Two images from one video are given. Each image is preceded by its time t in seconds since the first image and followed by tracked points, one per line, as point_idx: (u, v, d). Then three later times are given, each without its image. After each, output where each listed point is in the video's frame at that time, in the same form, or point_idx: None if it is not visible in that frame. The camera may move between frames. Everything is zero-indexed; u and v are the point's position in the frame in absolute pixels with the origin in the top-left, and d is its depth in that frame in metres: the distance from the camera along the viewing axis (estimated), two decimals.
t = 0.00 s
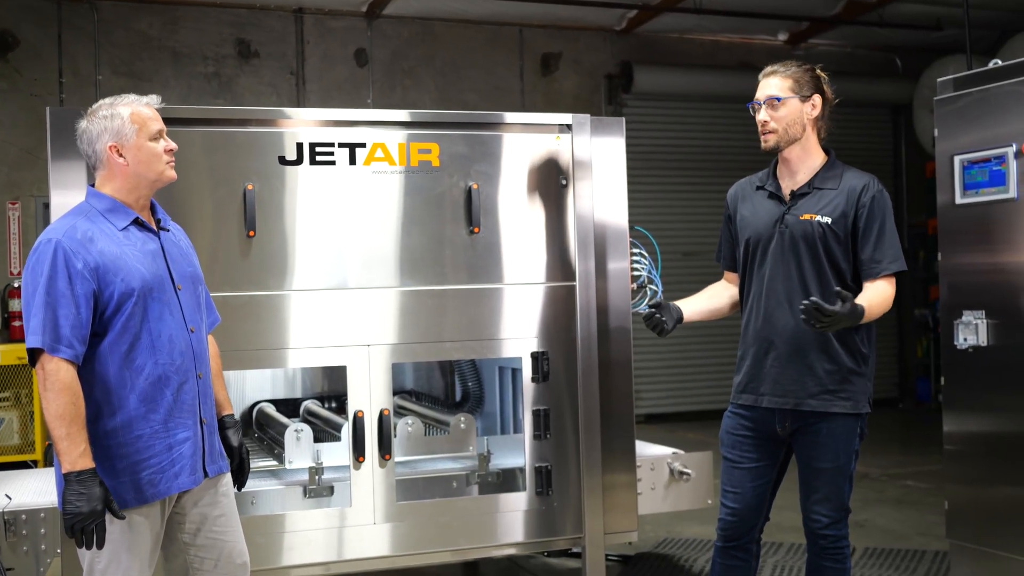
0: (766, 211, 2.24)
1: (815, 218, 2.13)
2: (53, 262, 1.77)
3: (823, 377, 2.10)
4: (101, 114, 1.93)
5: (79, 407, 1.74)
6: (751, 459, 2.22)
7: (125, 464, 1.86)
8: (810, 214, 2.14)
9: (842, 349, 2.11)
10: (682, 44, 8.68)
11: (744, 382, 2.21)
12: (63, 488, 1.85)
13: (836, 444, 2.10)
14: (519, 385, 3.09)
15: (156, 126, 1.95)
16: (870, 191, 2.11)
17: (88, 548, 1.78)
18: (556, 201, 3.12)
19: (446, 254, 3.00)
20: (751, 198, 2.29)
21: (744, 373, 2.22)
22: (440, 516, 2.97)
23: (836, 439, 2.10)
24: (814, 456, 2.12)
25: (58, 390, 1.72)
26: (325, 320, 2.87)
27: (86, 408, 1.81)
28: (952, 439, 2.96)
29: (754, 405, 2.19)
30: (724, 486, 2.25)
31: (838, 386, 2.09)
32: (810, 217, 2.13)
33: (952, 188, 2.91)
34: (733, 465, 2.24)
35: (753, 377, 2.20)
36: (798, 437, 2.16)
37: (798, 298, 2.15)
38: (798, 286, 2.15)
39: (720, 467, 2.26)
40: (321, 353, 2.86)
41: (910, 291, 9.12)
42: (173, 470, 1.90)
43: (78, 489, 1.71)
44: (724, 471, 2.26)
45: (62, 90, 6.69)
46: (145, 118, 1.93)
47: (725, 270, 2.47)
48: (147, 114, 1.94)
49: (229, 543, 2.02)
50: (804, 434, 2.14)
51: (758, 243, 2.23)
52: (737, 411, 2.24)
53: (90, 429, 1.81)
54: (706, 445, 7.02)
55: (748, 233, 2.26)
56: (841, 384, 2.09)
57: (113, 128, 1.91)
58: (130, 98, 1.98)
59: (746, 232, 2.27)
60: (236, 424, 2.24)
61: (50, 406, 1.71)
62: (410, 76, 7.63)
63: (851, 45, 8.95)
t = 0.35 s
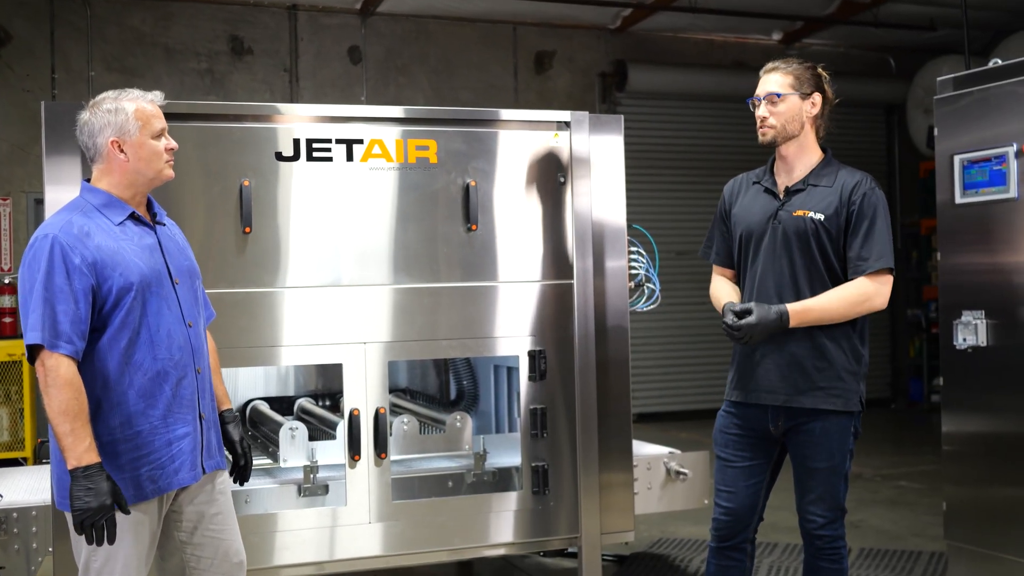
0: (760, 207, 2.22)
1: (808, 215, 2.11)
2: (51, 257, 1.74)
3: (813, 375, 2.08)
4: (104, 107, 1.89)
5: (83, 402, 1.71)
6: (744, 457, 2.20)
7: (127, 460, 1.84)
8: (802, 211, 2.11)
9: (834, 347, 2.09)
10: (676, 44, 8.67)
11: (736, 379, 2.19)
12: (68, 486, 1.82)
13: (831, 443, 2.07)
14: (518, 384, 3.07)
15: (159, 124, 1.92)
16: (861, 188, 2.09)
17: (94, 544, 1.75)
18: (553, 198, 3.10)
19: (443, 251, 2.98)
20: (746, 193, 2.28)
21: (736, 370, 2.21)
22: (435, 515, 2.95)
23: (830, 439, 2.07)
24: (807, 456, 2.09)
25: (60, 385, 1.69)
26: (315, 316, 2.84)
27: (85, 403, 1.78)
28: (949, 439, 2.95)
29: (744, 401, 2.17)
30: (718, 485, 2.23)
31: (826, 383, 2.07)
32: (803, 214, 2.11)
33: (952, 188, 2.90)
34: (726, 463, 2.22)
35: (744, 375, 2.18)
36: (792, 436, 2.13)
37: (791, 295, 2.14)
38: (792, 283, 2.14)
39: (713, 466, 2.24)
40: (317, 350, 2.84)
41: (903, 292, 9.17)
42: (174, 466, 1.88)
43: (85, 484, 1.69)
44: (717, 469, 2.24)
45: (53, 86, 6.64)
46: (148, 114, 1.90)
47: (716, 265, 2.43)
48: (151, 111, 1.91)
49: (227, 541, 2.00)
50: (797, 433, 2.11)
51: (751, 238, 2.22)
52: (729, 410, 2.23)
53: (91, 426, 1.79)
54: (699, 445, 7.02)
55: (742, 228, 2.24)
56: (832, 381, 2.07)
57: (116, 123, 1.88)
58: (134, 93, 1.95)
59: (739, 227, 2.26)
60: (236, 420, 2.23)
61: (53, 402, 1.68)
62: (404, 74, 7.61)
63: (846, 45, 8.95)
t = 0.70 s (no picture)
0: (763, 209, 2.21)
1: (812, 218, 2.10)
2: (54, 251, 1.72)
3: (820, 377, 2.07)
4: (108, 101, 1.88)
5: (83, 400, 1.70)
6: (744, 456, 2.19)
7: (126, 457, 1.82)
8: (806, 214, 2.11)
9: (839, 349, 2.08)
10: (673, 45, 8.67)
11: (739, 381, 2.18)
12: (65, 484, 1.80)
13: (834, 445, 2.06)
14: (519, 383, 3.06)
15: (163, 119, 1.90)
16: (867, 192, 2.08)
17: (91, 543, 1.74)
18: (555, 197, 3.09)
19: (445, 250, 2.97)
20: (749, 196, 2.27)
21: (739, 373, 2.20)
22: (432, 515, 2.94)
23: (834, 441, 2.07)
24: (810, 458, 2.08)
25: (60, 382, 1.67)
26: (314, 315, 2.83)
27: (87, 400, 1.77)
28: (949, 444, 2.95)
29: (747, 404, 2.16)
30: (712, 483, 2.22)
31: (837, 384, 2.06)
32: (807, 217, 2.10)
33: (954, 192, 2.90)
34: (723, 461, 2.21)
35: (749, 377, 2.17)
36: (794, 438, 2.12)
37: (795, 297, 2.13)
38: (794, 286, 2.13)
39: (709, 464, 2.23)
40: (316, 349, 2.82)
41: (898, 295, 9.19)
42: (174, 464, 1.87)
43: (82, 483, 1.67)
44: (713, 467, 2.23)
45: (49, 81, 6.60)
46: (152, 108, 1.89)
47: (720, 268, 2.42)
48: (155, 105, 1.90)
49: (226, 539, 1.98)
50: (800, 435, 2.10)
51: (753, 241, 2.21)
52: (732, 410, 2.22)
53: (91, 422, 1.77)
54: (694, 447, 7.02)
55: (744, 231, 2.24)
56: (836, 383, 2.06)
57: (120, 117, 1.86)
58: (139, 87, 1.93)
59: (741, 230, 2.25)
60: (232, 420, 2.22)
61: (52, 399, 1.67)
62: (401, 73, 7.59)
63: (842, 48, 8.94)
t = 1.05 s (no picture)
0: (768, 210, 2.20)
1: (816, 220, 2.10)
2: (56, 246, 1.71)
3: (820, 378, 2.07)
4: (112, 95, 1.86)
5: (84, 396, 1.69)
6: (747, 458, 2.19)
7: (126, 455, 1.81)
8: (811, 216, 2.11)
9: (841, 350, 2.08)
10: (666, 45, 8.67)
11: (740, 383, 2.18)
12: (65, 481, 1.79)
13: (836, 446, 2.07)
14: (517, 382, 3.06)
15: (167, 115, 1.89)
16: (873, 196, 2.08)
17: (91, 542, 1.72)
18: (554, 196, 3.08)
19: (445, 248, 2.96)
20: (753, 196, 2.26)
21: (741, 373, 2.20)
22: (430, 514, 2.93)
23: (835, 441, 2.07)
24: (812, 458, 2.08)
25: (61, 378, 1.66)
26: (313, 313, 2.82)
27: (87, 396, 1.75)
28: (946, 445, 2.95)
29: (747, 405, 2.16)
30: (719, 486, 2.21)
31: (835, 387, 2.06)
32: (811, 219, 2.10)
33: (954, 193, 2.90)
34: (729, 464, 2.20)
35: (750, 378, 2.17)
36: (795, 438, 2.12)
37: (798, 298, 2.13)
38: (798, 286, 2.13)
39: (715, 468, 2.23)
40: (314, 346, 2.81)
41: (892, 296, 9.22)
42: (175, 462, 1.86)
43: (83, 480, 1.66)
44: (719, 471, 2.23)
45: (40, 75, 6.56)
46: (157, 104, 1.88)
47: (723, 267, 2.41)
48: (159, 100, 1.89)
49: (226, 538, 1.97)
50: (802, 435, 2.10)
51: (757, 241, 2.21)
52: (734, 411, 2.21)
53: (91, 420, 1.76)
54: (687, 446, 7.03)
55: (748, 230, 2.23)
56: (838, 386, 2.06)
57: (124, 112, 1.85)
58: (143, 82, 1.92)
59: (745, 229, 2.24)
60: (232, 418, 2.21)
61: (53, 395, 1.66)
62: (395, 70, 7.57)
63: (834, 49, 8.93)
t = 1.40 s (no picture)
0: (771, 207, 2.20)
1: (820, 217, 2.09)
2: (57, 241, 1.70)
3: (824, 376, 2.07)
4: (114, 89, 1.85)
5: (84, 392, 1.67)
6: (750, 456, 2.19)
7: (128, 451, 1.79)
8: (815, 213, 2.10)
9: (845, 348, 2.08)
10: (658, 43, 8.68)
11: (743, 381, 2.18)
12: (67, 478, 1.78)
13: (839, 444, 2.06)
14: (516, 379, 3.05)
15: (169, 109, 1.88)
16: (877, 193, 2.08)
17: (92, 539, 1.71)
18: (554, 192, 3.08)
19: (445, 245, 2.95)
20: (757, 192, 2.26)
21: (745, 371, 2.18)
22: (428, 511, 2.92)
23: (838, 438, 2.07)
24: (816, 456, 2.08)
25: (62, 374, 1.65)
26: (311, 309, 2.80)
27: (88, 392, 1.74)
28: (944, 443, 2.96)
29: (751, 402, 2.16)
30: (721, 483, 2.22)
31: (839, 385, 2.06)
32: (815, 216, 2.10)
33: (953, 191, 2.91)
34: (731, 462, 2.20)
35: (753, 375, 2.16)
36: (799, 436, 2.12)
37: (802, 295, 2.13)
38: (801, 284, 2.13)
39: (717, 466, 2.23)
40: (313, 343, 2.80)
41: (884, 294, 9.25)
42: (177, 459, 1.84)
43: (83, 477, 1.65)
44: (721, 468, 2.23)
45: (30, 69, 6.51)
46: (159, 98, 1.86)
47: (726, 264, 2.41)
48: (161, 95, 1.87)
49: (228, 535, 1.96)
50: (805, 432, 2.10)
51: (760, 239, 2.21)
52: (736, 409, 2.21)
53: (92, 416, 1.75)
54: (680, 444, 7.04)
55: (752, 227, 2.23)
56: (842, 384, 2.06)
57: (125, 106, 1.83)
58: (145, 76, 1.90)
59: (748, 226, 2.24)
60: (235, 414, 2.20)
61: (53, 390, 1.64)
62: (386, 66, 7.55)
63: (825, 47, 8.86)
